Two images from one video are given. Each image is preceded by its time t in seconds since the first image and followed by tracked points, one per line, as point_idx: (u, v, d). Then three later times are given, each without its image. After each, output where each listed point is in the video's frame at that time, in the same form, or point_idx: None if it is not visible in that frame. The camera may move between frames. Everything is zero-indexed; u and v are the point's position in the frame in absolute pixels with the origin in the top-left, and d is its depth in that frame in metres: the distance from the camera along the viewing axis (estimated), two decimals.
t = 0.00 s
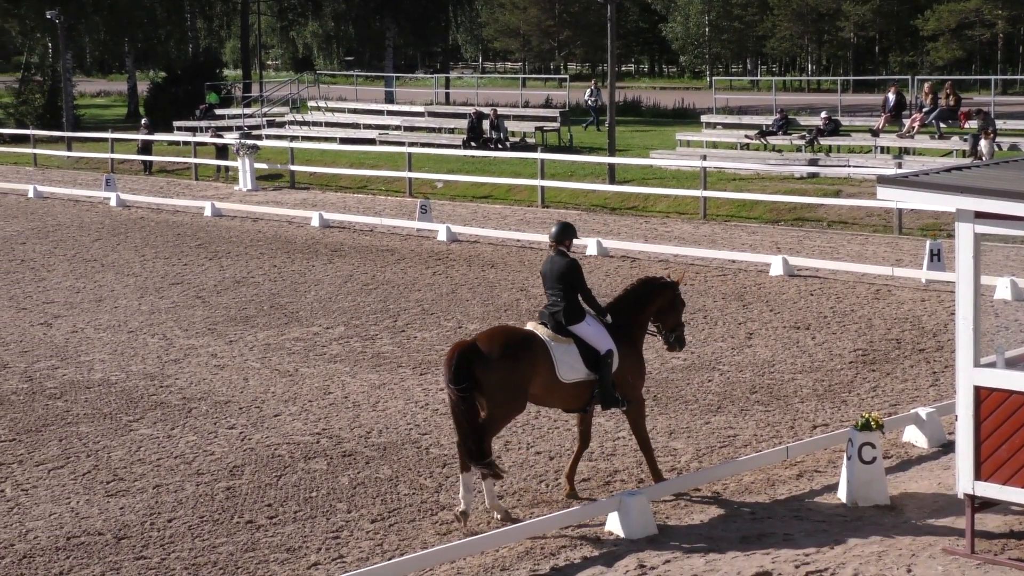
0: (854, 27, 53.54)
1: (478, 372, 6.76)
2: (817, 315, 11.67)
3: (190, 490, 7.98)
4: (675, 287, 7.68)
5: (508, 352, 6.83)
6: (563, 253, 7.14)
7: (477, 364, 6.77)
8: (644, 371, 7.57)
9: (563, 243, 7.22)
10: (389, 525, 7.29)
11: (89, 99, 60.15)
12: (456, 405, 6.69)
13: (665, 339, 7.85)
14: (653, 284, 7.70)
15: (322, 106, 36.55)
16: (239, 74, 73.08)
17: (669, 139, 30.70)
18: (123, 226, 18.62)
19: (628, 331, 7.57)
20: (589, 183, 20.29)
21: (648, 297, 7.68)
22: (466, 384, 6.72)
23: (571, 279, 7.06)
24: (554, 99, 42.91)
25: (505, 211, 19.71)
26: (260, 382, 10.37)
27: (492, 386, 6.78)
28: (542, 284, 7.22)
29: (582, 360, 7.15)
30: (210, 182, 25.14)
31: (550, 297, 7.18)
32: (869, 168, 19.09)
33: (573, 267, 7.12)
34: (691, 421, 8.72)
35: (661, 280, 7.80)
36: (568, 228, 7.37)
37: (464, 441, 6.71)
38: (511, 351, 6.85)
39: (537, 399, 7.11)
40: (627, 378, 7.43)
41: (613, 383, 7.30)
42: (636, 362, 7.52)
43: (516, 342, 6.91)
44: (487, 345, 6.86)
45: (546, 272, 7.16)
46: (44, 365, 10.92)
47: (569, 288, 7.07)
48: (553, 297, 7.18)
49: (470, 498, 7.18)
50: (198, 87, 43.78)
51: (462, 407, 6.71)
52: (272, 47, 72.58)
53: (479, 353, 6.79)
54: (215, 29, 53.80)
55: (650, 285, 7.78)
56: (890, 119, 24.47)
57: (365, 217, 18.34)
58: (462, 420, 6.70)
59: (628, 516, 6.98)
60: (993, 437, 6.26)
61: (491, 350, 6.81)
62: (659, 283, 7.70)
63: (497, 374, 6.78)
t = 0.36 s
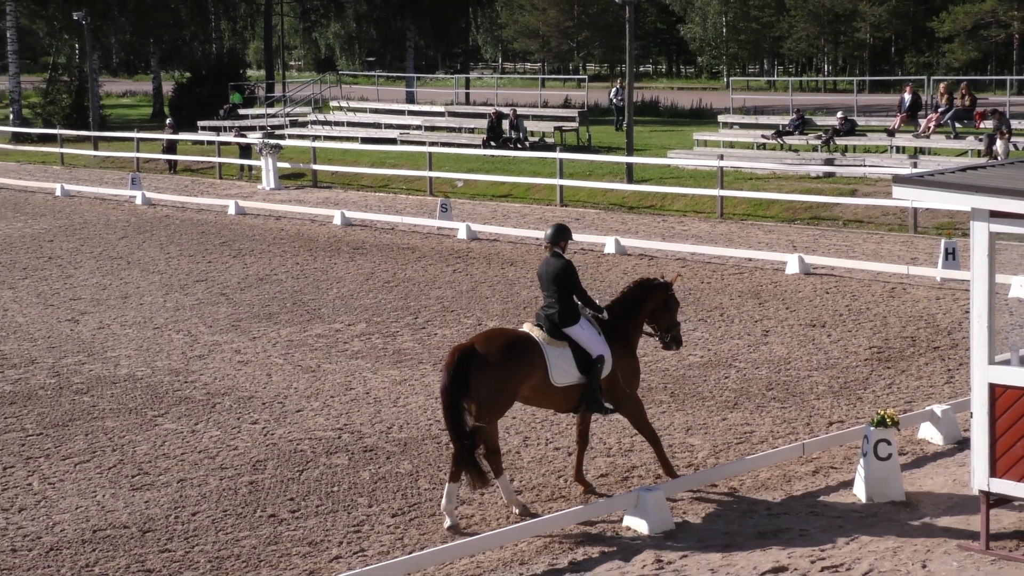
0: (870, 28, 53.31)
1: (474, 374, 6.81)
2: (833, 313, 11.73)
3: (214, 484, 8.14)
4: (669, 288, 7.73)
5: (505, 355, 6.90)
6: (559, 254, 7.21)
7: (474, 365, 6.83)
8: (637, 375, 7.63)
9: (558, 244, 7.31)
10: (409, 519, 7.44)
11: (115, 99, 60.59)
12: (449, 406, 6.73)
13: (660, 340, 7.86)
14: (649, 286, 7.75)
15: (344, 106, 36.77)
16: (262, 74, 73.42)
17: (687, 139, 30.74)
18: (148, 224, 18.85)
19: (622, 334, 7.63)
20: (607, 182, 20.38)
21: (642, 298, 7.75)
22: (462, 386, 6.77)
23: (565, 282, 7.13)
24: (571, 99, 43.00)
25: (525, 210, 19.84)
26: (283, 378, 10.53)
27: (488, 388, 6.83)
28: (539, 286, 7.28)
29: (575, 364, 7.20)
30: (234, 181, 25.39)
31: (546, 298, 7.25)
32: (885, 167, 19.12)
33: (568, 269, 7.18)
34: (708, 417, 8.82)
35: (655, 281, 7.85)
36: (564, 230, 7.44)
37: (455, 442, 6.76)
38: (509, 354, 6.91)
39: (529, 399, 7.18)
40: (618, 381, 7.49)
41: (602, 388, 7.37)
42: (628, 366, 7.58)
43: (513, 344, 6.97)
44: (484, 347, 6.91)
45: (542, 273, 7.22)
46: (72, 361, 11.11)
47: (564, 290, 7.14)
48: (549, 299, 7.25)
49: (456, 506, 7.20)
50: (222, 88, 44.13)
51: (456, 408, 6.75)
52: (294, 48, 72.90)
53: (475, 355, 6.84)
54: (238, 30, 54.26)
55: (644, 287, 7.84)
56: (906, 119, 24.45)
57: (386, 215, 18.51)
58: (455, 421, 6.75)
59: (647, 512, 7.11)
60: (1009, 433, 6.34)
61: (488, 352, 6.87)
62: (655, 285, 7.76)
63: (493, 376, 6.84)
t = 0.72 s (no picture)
0: (881, 32, 53.15)
1: (471, 375, 6.90)
2: (845, 312, 11.85)
3: (237, 478, 8.36)
4: (666, 288, 7.88)
5: (501, 354, 6.97)
6: (554, 256, 7.33)
7: (470, 367, 6.92)
8: (630, 374, 7.73)
9: (554, 244, 7.43)
10: (428, 513, 7.63)
11: (140, 101, 61.24)
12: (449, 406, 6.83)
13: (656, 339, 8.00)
14: (644, 285, 7.88)
15: (366, 108, 37.05)
16: (284, 76, 73.97)
17: (702, 141, 30.84)
18: (174, 224, 19.13)
19: (617, 332, 7.74)
20: (623, 182, 20.55)
21: (639, 298, 7.88)
22: (459, 386, 6.86)
23: (561, 283, 7.25)
24: (587, 102, 43.17)
25: (542, 210, 20.03)
26: (305, 375, 10.75)
27: (485, 388, 6.90)
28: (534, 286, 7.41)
29: (570, 361, 7.29)
30: (257, 181, 25.70)
31: (540, 298, 7.38)
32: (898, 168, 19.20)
33: (563, 269, 7.32)
34: (722, 414, 8.97)
35: (652, 281, 7.99)
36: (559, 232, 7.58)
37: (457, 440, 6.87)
38: (504, 353, 6.99)
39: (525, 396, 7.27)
40: (610, 379, 7.59)
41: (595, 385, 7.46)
42: (622, 365, 7.68)
43: (507, 344, 7.06)
44: (478, 348, 7.01)
45: (538, 274, 7.33)
46: (99, 358, 11.36)
47: (558, 289, 7.26)
48: (544, 299, 7.37)
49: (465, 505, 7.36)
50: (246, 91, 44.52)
51: (454, 407, 6.86)
52: (316, 51, 73.41)
53: (470, 357, 6.94)
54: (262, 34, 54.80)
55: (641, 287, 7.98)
56: (918, 121, 24.52)
57: (406, 216, 18.72)
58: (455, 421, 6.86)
59: (662, 508, 7.29)
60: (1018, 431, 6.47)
61: (483, 352, 6.96)
62: (651, 284, 7.89)
63: (490, 375, 6.91)
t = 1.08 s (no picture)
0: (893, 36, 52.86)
1: (465, 374, 7.01)
2: (857, 312, 11.96)
3: (259, 473, 8.56)
4: (661, 287, 7.89)
5: (494, 354, 7.07)
6: (549, 258, 7.44)
7: (464, 365, 7.03)
8: (627, 372, 7.83)
9: (549, 247, 7.54)
10: (446, 509, 7.81)
11: (166, 104, 61.90)
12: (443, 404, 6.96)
13: (653, 338, 8.07)
14: (642, 284, 7.94)
15: (386, 111, 37.31)
16: (306, 80, 74.56)
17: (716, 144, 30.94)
18: (198, 224, 19.41)
19: (613, 332, 7.86)
20: (638, 184, 20.72)
21: (635, 297, 7.95)
22: (452, 385, 6.98)
23: (555, 285, 7.37)
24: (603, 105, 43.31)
25: (559, 211, 20.22)
26: (326, 372, 10.96)
27: (478, 387, 7.03)
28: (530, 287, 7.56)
29: (565, 358, 7.42)
30: (280, 183, 26.01)
31: (536, 299, 7.52)
32: (910, 170, 19.30)
33: (556, 271, 7.44)
34: (735, 412, 9.11)
35: (649, 280, 8.02)
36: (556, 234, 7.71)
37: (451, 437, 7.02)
38: (498, 353, 7.09)
39: (522, 394, 7.39)
40: (607, 376, 7.69)
41: (590, 383, 7.59)
42: (617, 363, 7.78)
43: (502, 343, 7.16)
44: (472, 347, 7.11)
45: (533, 276, 7.46)
46: (125, 355, 11.60)
47: (552, 291, 7.38)
48: (539, 302, 7.51)
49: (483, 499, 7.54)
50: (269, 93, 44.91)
51: (447, 405, 6.99)
52: (338, 55, 73.95)
53: (464, 356, 7.05)
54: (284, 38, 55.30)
55: (638, 285, 8.03)
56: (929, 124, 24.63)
57: (426, 216, 18.92)
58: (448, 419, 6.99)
59: (675, 505, 7.44)
60: None
61: (478, 351, 7.06)
62: (649, 284, 7.95)
63: (483, 376, 7.02)
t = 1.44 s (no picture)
0: (902, 40, 52.39)
1: (456, 376, 7.16)
2: (867, 311, 12.08)
3: (281, 468, 8.78)
4: (658, 291, 8.02)
5: (485, 356, 7.18)
6: (543, 261, 7.54)
7: (455, 367, 7.17)
8: (621, 374, 7.88)
9: (545, 251, 7.63)
10: (463, 504, 8.01)
11: (190, 106, 62.46)
12: (432, 404, 7.12)
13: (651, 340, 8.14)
14: (638, 288, 8.06)
15: (405, 113, 37.55)
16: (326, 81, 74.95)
17: (729, 145, 31.01)
18: (221, 224, 19.68)
19: (609, 333, 7.93)
20: (652, 185, 20.88)
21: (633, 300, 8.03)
22: (443, 385, 7.14)
23: (548, 288, 7.46)
24: (618, 108, 43.40)
25: (574, 211, 20.37)
26: (346, 369, 11.18)
27: (469, 388, 7.15)
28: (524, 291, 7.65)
29: (557, 359, 7.48)
30: (300, 183, 26.29)
31: (530, 302, 7.61)
32: (920, 171, 19.36)
33: (550, 275, 7.53)
34: (747, 409, 9.26)
35: (646, 285, 8.14)
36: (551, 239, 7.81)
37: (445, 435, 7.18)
38: (488, 354, 7.20)
39: (518, 396, 7.47)
40: (601, 377, 7.74)
41: (582, 384, 7.63)
42: (611, 365, 7.83)
43: (494, 344, 7.27)
44: (464, 348, 7.25)
45: (528, 279, 7.55)
46: (150, 352, 11.86)
47: (545, 293, 7.48)
48: (533, 305, 7.60)
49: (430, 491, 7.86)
50: (291, 96, 45.26)
51: (438, 405, 7.15)
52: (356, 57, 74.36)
53: (456, 356, 7.20)
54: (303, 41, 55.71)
55: (636, 289, 8.14)
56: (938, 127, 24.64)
57: (444, 217, 19.13)
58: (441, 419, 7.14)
59: (688, 501, 7.62)
60: None
61: (469, 353, 7.19)
62: (644, 287, 8.06)
63: (474, 377, 7.14)
